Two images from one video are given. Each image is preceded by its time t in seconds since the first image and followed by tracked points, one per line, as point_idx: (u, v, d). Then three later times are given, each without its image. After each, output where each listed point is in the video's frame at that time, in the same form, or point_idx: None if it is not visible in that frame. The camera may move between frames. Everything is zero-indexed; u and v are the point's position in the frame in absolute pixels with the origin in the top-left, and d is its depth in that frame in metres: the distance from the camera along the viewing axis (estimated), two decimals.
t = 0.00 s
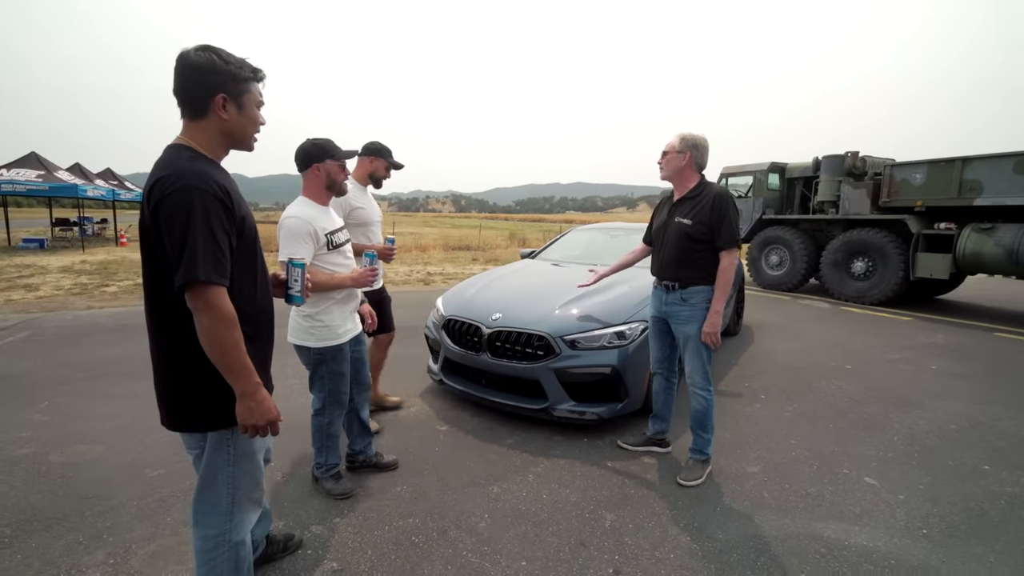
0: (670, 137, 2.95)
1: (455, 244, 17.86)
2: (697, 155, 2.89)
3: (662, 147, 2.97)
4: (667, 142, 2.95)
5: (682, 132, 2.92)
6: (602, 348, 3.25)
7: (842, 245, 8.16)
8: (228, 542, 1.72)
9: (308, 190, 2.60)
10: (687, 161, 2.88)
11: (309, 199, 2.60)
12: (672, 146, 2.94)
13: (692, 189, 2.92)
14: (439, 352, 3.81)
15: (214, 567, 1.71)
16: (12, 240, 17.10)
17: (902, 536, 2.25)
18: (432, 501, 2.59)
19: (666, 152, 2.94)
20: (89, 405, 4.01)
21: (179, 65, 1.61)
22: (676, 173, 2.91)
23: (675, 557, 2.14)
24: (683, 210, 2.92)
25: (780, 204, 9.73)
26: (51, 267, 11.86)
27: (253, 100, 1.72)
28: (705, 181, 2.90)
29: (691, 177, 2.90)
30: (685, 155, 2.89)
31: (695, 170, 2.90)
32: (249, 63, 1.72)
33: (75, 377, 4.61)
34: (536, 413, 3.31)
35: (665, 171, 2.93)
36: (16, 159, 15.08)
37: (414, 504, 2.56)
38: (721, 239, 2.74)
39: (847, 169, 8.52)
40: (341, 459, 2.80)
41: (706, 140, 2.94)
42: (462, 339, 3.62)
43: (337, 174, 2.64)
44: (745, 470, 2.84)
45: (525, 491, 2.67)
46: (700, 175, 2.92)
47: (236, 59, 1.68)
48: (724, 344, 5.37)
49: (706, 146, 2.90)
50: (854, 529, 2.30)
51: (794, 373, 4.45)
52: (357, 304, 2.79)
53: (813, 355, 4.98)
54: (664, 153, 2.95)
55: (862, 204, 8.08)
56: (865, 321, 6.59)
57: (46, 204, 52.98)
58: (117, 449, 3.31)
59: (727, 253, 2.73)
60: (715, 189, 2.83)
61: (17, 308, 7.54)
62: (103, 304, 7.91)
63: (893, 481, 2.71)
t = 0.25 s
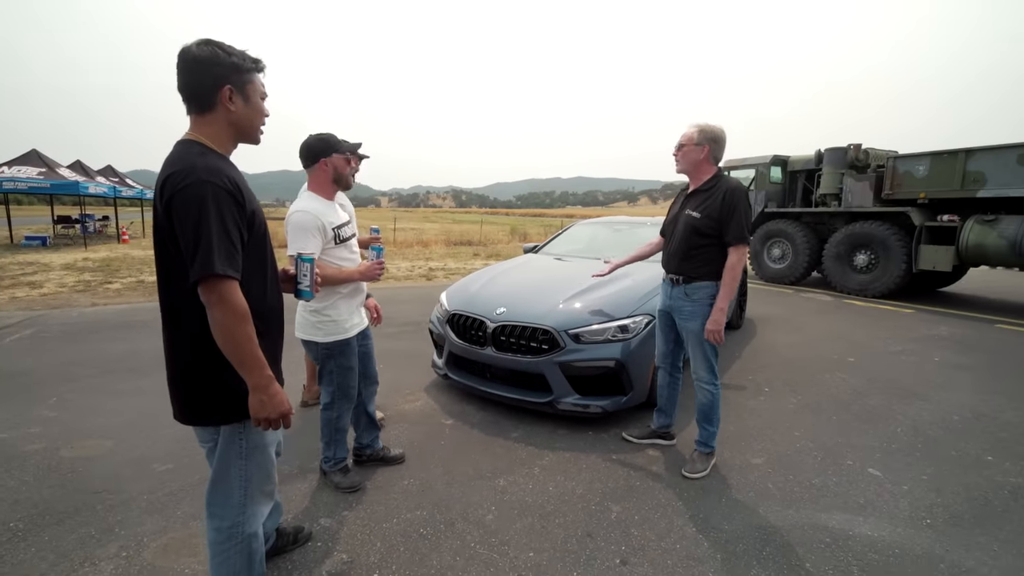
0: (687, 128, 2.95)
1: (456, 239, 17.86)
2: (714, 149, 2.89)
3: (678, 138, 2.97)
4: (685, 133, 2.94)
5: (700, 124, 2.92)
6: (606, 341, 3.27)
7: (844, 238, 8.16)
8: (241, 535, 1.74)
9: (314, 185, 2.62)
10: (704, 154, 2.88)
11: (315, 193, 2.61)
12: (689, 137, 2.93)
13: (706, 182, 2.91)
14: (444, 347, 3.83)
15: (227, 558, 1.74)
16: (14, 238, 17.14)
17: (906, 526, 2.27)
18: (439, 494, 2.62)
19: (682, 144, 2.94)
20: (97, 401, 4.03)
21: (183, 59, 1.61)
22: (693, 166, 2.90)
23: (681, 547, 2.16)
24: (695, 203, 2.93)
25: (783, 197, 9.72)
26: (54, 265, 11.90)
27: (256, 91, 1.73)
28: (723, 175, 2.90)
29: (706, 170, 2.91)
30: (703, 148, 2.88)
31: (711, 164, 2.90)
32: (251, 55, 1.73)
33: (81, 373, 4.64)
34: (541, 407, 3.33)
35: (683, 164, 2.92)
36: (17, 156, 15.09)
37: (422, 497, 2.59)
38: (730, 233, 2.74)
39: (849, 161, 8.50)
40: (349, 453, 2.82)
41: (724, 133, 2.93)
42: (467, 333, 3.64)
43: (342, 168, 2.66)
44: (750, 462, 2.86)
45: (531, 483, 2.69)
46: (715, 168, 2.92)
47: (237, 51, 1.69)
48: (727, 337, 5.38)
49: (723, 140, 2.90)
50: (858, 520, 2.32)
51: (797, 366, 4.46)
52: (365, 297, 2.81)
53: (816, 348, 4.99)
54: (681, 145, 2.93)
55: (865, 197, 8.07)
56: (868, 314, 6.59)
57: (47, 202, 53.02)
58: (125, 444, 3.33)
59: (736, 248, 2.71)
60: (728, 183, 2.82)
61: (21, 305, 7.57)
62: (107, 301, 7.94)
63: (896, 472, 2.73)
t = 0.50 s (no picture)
0: (691, 128, 2.96)
1: (456, 238, 17.89)
2: (718, 149, 2.91)
3: (682, 138, 2.97)
4: (689, 133, 2.95)
5: (704, 124, 2.93)
6: (607, 340, 3.28)
7: (844, 238, 8.17)
8: (246, 531, 1.75)
9: (317, 184, 2.62)
10: (708, 154, 2.89)
11: (317, 192, 2.61)
12: (694, 137, 2.93)
13: (709, 182, 2.92)
14: (445, 345, 3.84)
15: (232, 555, 1.74)
16: (14, 235, 17.14)
17: (906, 525, 2.28)
18: (440, 492, 2.62)
19: (686, 144, 2.94)
20: (98, 398, 4.04)
21: (192, 57, 1.62)
22: (698, 166, 2.91)
23: (683, 545, 2.17)
24: (697, 202, 2.94)
25: (783, 197, 9.72)
26: (54, 262, 11.91)
27: (264, 91, 1.74)
28: (726, 174, 2.90)
29: (710, 171, 2.92)
30: (707, 148, 2.89)
31: (715, 164, 2.91)
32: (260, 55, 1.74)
33: (83, 371, 4.64)
34: (542, 405, 3.34)
35: (688, 164, 2.93)
36: (18, 154, 15.10)
37: (423, 495, 2.60)
38: (732, 233, 2.74)
39: (850, 161, 8.51)
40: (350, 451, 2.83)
41: (726, 134, 2.95)
42: (468, 332, 3.65)
43: (345, 167, 2.68)
44: (750, 461, 2.87)
45: (533, 481, 2.70)
46: (718, 169, 2.94)
47: (248, 52, 1.70)
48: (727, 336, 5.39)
49: (726, 140, 2.92)
50: (859, 519, 2.33)
51: (798, 365, 4.47)
52: (365, 296, 2.82)
53: (816, 348, 5.00)
54: (686, 145, 2.93)
55: (865, 197, 8.08)
56: (868, 314, 6.60)
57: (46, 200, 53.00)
58: (127, 441, 3.34)
59: (738, 248, 2.72)
60: (730, 183, 2.84)
61: (22, 302, 7.58)
62: (108, 299, 7.94)
63: (897, 471, 2.74)
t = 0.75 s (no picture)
0: (691, 128, 2.97)
1: (456, 237, 17.89)
2: (719, 149, 2.93)
3: (682, 138, 2.98)
4: (689, 133, 2.96)
5: (704, 124, 2.94)
6: (609, 339, 3.29)
7: (844, 237, 8.19)
8: (251, 529, 1.76)
9: (318, 184, 2.64)
10: (709, 154, 2.90)
11: (318, 191, 2.62)
12: (694, 137, 2.95)
13: (709, 182, 2.93)
14: (447, 345, 3.85)
15: (237, 552, 1.76)
16: (13, 234, 17.12)
17: (906, 523, 2.30)
18: (443, 490, 2.64)
19: (687, 143, 2.95)
20: (100, 397, 4.05)
21: (201, 57, 1.63)
22: (698, 166, 2.92)
23: (685, 543, 2.19)
24: (697, 202, 2.95)
25: (783, 197, 9.74)
26: (54, 261, 11.89)
27: (271, 92, 1.75)
28: (726, 174, 2.91)
29: (710, 170, 2.93)
30: (708, 148, 2.90)
31: (716, 164, 2.93)
32: (268, 56, 1.76)
33: (84, 369, 4.65)
34: (543, 404, 3.35)
35: (688, 164, 2.94)
36: (17, 152, 15.07)
37: (426, 493, 2.61)
38: (733, 232, 2.75)
39: (850, 161, 8.52)
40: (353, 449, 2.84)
41: (727, 134, 2.97)
42: (469, 331, 3.66)
43: (345, 167, 2.67)
44: (751, 460, 2.88)
45: (535, 480, 2.72)
46: (718, 169, 2.95)
47: (256, 53, 1.72)
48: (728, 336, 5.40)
49: (727, 140, 2.93)
50: (859, 517, 2.34)
51: (798, 364, 4.48)
52: (366, 295, 2.82)
53: (816, 347, 5.02)
54: (687, 145, 2.94)
55: (865, 196, 8.10)
56: (868, 313, 6.62)
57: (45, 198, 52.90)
58: (130, 440, 3.35)
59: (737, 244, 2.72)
60: (731, 182, 2.85)
61: (22, 301, 7.58)
62: (108, 298, 7.94)
63: (897, 469, 2.76)
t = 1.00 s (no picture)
0: (692, 129, 2.99)
1: (456, 237, 17.90)
2: (719, 150, 2.95)
3: (683, 138, 2.99)
4: (690, 133, 2.97)
5: (705, 125, 2.95)
6: (611, 338, 3.31)
7: (843, 237, 8.21)
8: (258, 526, 1.78)
9: (321, 183, 2.65)
10: (710, 154, 2.92)
11: (321, 191, 2.64)
12: (695, 137, 2.96)
13: (710, 182, 2.96)
14: (449, 344, 3.87)
15: (245, 550, 1.77)
16: (13, 234, 17.10)
17: (907, 520, 2.32)
18: (447, 488, 2.66)
19: (687, 144, 2.97)
20: (103, 396, 4.06)
21: (209, 57, 1.65)
22: (699, 166, 2.94)
23: (687, 540, 2.21)
24: (698, 202, 2.97)
25: (783, 197, 9.76)
26: (54, 261, 11.89)
27: (278, 91, 1.77)
28: (726, 175, 2.94)
29: (711, 171, 2.95)
30: (709, 148, 2.92)
31: (716, 164, 2.95)
32: (275, 57, 1.78)
33: (87, 369, 4.66)
34: (546, 403, 3.37)
35: (689, 164, 2.95)
36: (16, 152, 15.06)
37: (431, 491, 2.63)
38: (735, 232, 2.79)
39: (850, 161, 8.55)
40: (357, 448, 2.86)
41: (727, 134, 2.99)
42: (472, 330, 3.68)
43: (347, 167, 2.67)
44: (752, 458, 2.91)
45: (538, 478, 2.74)
46: (719, 169, 2.98)
47: (263, 53, 1.74)
48: (728, 335, 5.43)
49: (727, 141, 2.95)
50: (860, 514, 2.37)
51: (798, 364, 4.51)
52: (369, 293, 2.83)
53: (816, 347, 5.04)
54: (688, 145, 2.96)
55: (864, 196, 8.13)
56: (867, 313, 6.65)
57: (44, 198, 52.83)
58: (134, 439, 3.37)
59: (738, 246, 2.77)
60: (731, 183, 2.89)
61: (23, 301, 7.58)
62: (110, 298, 7.95)
63: (896, 467, 2.78)
